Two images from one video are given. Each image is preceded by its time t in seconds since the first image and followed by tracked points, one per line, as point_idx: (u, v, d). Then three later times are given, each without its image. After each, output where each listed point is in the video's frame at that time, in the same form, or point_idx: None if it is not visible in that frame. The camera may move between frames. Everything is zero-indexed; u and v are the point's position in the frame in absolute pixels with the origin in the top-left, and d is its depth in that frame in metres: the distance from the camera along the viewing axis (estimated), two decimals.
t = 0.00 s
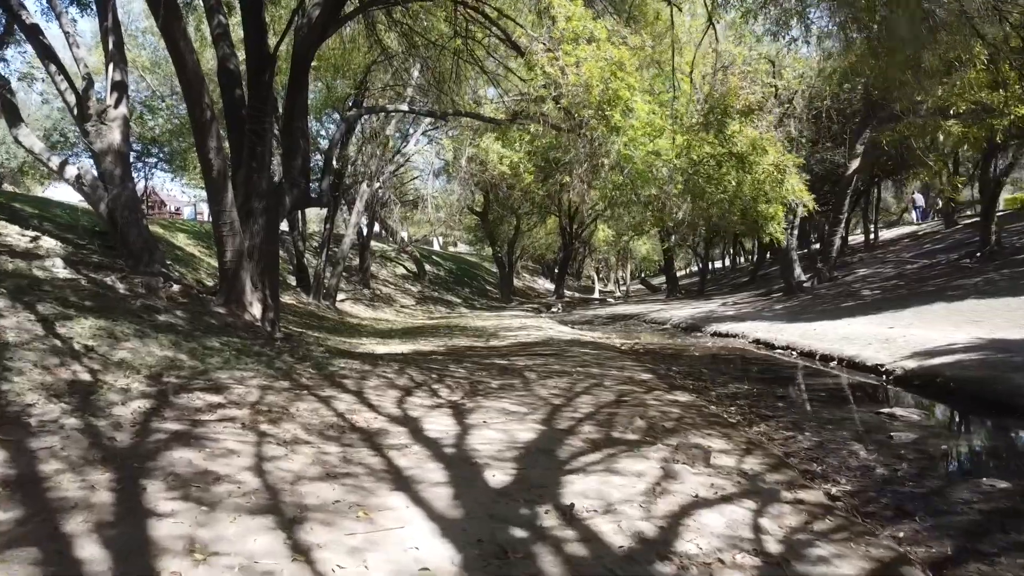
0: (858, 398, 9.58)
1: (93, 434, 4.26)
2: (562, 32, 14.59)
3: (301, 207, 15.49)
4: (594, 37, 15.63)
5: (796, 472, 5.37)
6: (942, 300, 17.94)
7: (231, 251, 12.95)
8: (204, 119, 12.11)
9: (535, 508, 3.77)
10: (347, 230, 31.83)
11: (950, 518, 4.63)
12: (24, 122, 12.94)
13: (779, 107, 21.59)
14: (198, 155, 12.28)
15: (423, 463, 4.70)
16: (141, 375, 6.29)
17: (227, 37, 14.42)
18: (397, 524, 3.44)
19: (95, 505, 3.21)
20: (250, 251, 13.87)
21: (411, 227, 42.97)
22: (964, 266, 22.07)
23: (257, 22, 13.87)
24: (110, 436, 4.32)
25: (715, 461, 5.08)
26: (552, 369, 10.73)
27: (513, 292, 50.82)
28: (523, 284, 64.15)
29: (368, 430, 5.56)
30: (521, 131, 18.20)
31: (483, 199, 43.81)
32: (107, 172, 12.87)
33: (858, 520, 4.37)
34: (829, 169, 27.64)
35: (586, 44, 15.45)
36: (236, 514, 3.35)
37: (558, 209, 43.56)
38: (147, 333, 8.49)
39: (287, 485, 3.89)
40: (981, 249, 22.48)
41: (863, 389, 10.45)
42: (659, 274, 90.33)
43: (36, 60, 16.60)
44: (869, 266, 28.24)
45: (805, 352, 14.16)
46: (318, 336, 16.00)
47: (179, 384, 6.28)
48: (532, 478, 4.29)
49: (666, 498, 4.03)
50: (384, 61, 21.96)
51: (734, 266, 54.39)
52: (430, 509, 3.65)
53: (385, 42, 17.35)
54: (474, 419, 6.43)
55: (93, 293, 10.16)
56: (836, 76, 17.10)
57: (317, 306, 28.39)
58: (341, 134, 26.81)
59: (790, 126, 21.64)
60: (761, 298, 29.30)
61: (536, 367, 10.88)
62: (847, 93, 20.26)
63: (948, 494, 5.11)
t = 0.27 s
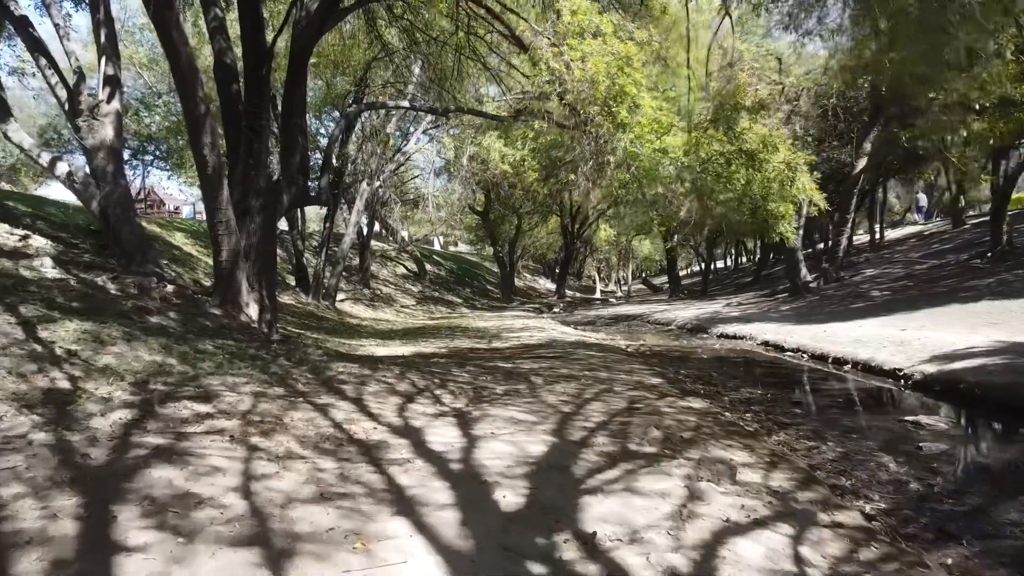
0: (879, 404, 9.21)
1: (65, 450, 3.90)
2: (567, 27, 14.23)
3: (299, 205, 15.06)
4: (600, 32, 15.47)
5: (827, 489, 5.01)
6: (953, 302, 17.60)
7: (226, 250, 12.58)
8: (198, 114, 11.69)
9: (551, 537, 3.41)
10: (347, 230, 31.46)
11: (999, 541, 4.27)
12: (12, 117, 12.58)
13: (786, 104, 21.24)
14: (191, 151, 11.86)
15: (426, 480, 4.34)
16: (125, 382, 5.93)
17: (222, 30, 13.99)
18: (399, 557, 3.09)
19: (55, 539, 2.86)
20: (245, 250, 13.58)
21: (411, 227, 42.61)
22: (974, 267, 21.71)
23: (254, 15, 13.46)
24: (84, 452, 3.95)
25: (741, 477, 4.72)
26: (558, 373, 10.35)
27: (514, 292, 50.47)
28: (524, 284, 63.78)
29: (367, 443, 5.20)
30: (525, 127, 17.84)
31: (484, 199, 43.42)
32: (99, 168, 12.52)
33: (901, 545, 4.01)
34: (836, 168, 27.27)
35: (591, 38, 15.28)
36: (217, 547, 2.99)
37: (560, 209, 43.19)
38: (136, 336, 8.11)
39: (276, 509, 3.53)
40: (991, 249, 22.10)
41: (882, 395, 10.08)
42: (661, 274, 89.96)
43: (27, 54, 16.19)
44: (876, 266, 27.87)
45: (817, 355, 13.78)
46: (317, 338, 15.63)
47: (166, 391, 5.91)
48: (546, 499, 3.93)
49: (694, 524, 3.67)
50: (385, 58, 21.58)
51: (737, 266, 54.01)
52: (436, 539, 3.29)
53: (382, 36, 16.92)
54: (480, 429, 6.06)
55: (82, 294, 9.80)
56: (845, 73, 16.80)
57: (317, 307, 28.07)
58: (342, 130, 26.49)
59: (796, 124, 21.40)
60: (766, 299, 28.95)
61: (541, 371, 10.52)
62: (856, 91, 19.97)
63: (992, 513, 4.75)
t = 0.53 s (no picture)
0: (893, 409, 8.87)
1: (18, 467, 3.56)
2: (569, 20, 13.86)
3: (294, 201, 14.71)
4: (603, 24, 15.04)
5: (848, 505, 4.67)
6: (962, 302, 17.23)
7: (218, 248, 12.23)
8: (189, 109, 11.33)
9: (552, 568, 3.07)
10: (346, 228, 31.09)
11: None
12: None
13: (793, 99, 20.80)
14: (182, 146, 11.51)
15: (416, 497, 3.99)
16: (99, 388, 5.58)
17: (216, 23, 13.61)
18: None
19: None
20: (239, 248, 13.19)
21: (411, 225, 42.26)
22: (982, 266, 21.33)
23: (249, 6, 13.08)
24: (40, 469, 3.62)
25: (757, 493, 4.37)
26: (560, 375, 9.99)
27: (515, 291, 50.15)
28: (524, 283, 63.42)
29: (354, 454, 4.85)
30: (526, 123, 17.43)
31: (485, 197, 43.04)
32: (87, 164, 12.19)
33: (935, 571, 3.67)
34: (841, 165, 26.83)
35: (594, 31, 14.84)
36: None
37: (561, 207, 42.82)
38: (118, 337, 7.76)
39: (247, 535, 3.19)
40: (1000, 248, 21.73)
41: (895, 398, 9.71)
42: (662, 273, 89.61)
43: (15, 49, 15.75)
44: (881, 266, 27.49)
45: (825, 356, 13.42)
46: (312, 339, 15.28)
47: (142, 398, 5.57)
48: (546, 521, 3.58)
49: (710, 551, 3.33)
50: (383, 53, 21.19)
51: (739, 265, 53.63)
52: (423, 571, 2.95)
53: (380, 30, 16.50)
54: (476, 437, 5.71)
55: (66, 294, 9.46)
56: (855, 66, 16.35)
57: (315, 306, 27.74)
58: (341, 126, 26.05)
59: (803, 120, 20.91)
60: (770, 298, 28.57)
61: (542, 374, 10.16)
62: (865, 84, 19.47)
63: None
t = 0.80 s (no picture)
0: (893, 415, 8.53)
1: None
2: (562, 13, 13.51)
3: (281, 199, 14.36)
4: (597, 18, 14.67)
5: (842, 524, 4.34)
6: (964, 303, 16.87)
7: (199, 247, 11.87)
8: (168, 103, 10.99)
9: None
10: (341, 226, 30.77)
11: None
12: None
13: (793, 96, 20.41)
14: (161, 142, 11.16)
15: (370, 519, 3.68)
16: (48, 396, 5.26)
17: (200, 16, 13.22)
18: None
19: None
20: (222, 247, 12.83)
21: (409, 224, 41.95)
22: (985, 266, 20.98)
23: None
24: None
25: (742, 513, 4.04)
26: (548, 379, 9.66)
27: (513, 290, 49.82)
28: (523, 282, 63.13)
29: (312, 468, 4.53)
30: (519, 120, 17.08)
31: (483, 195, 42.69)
32: (66, 160, 11.88)
33: None
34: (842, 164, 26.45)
35: (587, 25, 14.47)
36: None
37: (560, 206, 42.50)
38: (82, 340, 7.44)
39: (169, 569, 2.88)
40: (1003, 248, 21.37)
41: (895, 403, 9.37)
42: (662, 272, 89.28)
43: None
44: (883, 266, 27.13)
45: (824, 359, 13.07)
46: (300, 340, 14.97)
47: (93, 407, 5.25)
48: (507, 549, 3.26)
49: None
50: (377, 49, 20.89)
51: (739, 264, 53.30)
52: None
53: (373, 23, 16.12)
54: (449, 447, 5.39)
55: (36, 295, 9.15)
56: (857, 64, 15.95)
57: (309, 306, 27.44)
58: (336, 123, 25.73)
59: (804, 117, 20.49)
60: (770, 298, 28.22)
61: (529, 378, 9.82)
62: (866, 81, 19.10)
63: None
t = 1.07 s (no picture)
0: (876, 423, 8.21)
1: None
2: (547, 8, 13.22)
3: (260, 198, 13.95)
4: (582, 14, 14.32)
5: (803, 550, 4.02)
6: (958, 305, 16.56)
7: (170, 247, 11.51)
8: (136, 99, 10.64)
9: None
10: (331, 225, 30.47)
11: None
12: None
13: (786, 95, 20.09)
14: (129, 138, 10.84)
15: (279, 548, 3.36)
16: None
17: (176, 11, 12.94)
18: None
19: None
20: (195, 247, 12.57)
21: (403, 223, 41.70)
22: (981, 267, 20.65)
23: None
24: None
25: (691, 539, 3.73)
26: (521, 384, 9.34)
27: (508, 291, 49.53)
28: (520, 282, 62.89)
29: (235, 486, 4.22)
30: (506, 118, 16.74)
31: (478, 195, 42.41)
32: (34, 158, 11.51)
33: None
34: (838, 164, 26.09)
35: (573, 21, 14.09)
36: None
37: (555, 206, 42.22)
38: (26, 345, 7.13)
39: None
40: (999, 249, 21.05)
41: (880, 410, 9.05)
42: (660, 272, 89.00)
43: None
44: (878, 266, 26.84)
45: (811, 363, 12.76)
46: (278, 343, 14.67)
47: (12, 419, 4.94)
48: None
49: None
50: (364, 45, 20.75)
51: (737, 265, 53.01)
52: None
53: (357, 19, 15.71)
54: (393, 461, 5.08)
55: None
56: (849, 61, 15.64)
57: (298, 307, 27.16)
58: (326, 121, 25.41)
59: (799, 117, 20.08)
60: (764, 299, 27.91)
61: (503, 383, 9.51)
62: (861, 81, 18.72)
63: None
